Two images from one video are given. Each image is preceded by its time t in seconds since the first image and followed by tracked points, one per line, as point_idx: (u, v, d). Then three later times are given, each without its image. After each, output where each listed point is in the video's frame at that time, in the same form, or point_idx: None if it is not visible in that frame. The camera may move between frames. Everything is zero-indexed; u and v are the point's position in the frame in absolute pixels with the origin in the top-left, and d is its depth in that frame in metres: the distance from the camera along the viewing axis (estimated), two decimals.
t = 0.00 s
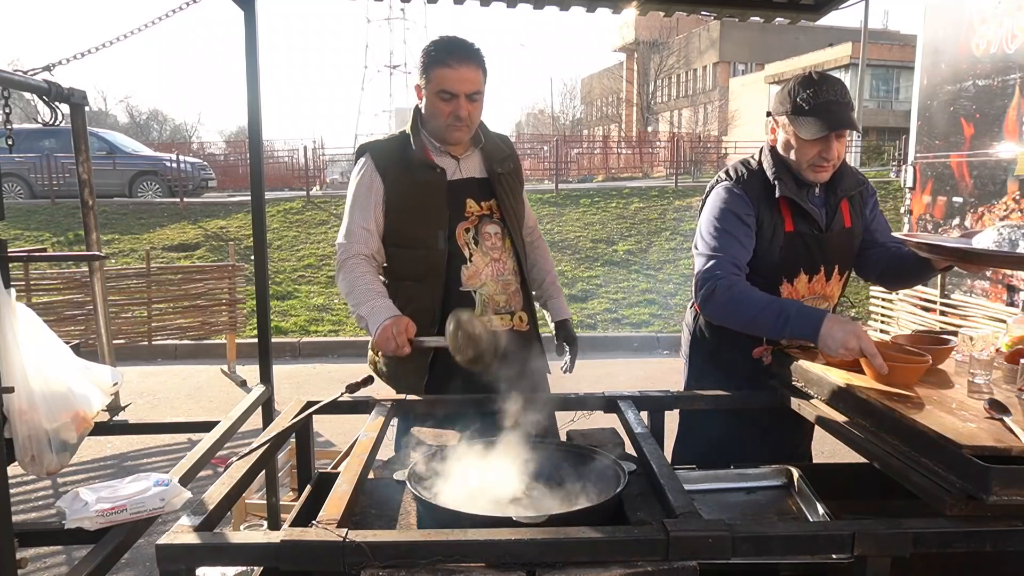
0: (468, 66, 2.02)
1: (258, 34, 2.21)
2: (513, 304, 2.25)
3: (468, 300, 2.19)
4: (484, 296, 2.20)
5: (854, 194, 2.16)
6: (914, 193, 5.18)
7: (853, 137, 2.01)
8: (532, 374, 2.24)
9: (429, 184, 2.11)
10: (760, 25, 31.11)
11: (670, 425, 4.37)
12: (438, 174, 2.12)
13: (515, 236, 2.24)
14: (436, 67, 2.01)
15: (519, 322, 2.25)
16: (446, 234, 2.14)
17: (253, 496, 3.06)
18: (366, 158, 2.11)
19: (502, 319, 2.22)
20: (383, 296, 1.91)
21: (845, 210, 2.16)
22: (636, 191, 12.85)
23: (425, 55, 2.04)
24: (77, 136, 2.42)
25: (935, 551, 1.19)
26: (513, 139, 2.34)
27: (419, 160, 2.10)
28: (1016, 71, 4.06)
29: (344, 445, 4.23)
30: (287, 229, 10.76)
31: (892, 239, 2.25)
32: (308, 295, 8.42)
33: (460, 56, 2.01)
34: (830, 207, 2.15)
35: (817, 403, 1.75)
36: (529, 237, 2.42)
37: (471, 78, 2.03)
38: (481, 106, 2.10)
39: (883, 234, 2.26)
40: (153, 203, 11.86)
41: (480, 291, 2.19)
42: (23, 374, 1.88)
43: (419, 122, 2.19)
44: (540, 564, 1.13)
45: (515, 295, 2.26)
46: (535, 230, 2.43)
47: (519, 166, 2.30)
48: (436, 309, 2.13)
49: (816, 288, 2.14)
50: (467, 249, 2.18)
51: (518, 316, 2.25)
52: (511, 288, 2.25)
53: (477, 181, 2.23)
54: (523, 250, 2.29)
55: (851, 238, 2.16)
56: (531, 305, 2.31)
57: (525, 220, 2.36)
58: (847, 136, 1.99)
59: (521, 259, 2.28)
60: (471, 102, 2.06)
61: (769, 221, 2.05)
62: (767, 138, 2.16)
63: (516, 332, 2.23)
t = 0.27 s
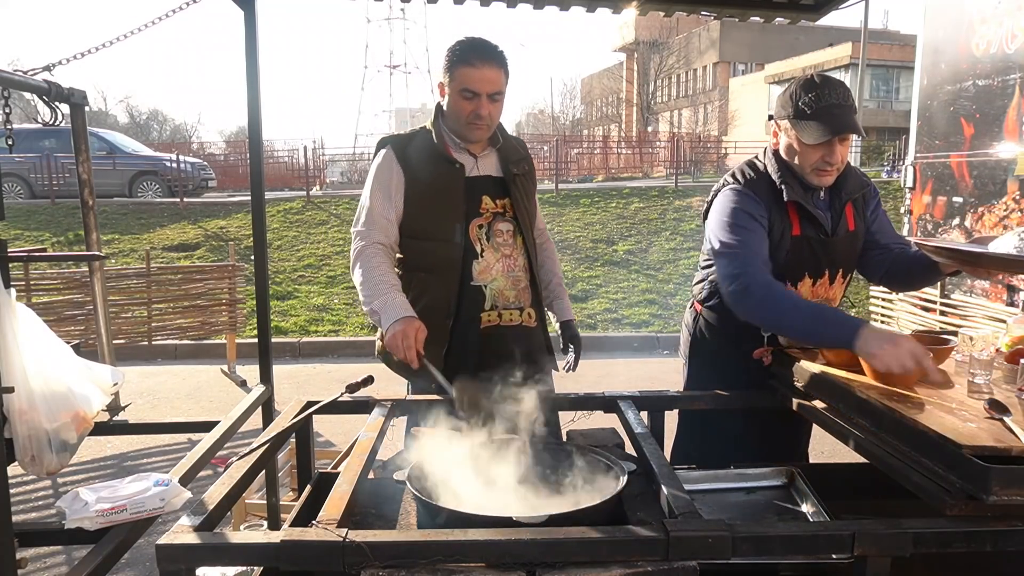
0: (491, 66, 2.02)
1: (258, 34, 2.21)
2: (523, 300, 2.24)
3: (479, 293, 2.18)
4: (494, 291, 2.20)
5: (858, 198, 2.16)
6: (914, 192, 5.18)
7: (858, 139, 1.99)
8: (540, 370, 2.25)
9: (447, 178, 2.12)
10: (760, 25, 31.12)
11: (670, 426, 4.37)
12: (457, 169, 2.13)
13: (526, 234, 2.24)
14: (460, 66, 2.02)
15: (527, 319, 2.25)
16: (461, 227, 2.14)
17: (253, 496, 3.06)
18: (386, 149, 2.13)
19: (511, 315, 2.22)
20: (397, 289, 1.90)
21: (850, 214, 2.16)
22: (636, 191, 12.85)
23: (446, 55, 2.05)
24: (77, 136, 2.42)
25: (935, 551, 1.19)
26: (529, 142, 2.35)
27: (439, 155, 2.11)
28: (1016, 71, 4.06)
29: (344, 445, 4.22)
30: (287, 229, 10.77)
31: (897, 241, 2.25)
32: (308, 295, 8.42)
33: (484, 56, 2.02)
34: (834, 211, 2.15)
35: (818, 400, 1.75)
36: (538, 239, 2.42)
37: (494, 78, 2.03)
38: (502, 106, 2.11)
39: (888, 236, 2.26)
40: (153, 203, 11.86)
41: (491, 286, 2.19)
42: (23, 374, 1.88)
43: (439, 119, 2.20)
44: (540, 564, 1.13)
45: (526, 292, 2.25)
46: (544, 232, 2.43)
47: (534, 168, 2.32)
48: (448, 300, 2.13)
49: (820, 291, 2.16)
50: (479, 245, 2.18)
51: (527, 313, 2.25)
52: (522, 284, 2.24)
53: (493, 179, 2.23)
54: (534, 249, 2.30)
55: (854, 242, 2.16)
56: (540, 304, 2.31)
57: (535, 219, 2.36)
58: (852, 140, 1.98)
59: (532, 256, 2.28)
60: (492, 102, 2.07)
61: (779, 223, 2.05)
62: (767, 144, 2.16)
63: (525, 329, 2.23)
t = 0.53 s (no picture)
0: (516, 72, 2.02)
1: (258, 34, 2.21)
2: (527, 302, 2.25)
3: (485, 294, 2.19)
4: (499, 292, 2.20)
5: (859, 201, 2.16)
6: (914, 192, 5.19)
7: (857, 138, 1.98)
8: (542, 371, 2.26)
9: (460, 178, 2.12)
10: (760, 26, 31.12)
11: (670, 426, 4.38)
12: (472, 169, 2.13)
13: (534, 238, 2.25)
14: (486, 71, 2.00)
15: (531, 321, 2.25)
16: (473, 227, 2.14)
17: (253, 496, 3.06)
18: (400, 145, 2.13)
19: (515, 317, 2.22)
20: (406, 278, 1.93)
21: (853, 217, 2.15)
22: (635, 191, 12.86)
23: (475, 56, 2.04)
24: (77, 136, 2.42)
25: (935, 552, 1.19)
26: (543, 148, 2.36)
27: (455, 155, 2.11)
28: (1016, 71, 4.06)
29: (344, 445, 4.22)
30: (287, 229, 10.77)
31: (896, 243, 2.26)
32: (308, 295, 8.42)
33: (510, 62, 2.01)
34: (840, 217, 2.13)
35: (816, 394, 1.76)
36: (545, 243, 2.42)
37: (518, 84, 2.03)
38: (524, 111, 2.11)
39: (886, 236, 2.26)
40: (153, 203, 11.86)
41: (497, 287, 2.20)
42: (23, 374, 1.88)
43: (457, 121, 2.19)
44: (540, 564, 1.13)
45: (530, 294, 2.26)
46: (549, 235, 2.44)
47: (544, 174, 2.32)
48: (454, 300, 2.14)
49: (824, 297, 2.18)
50: (487, 246, 2.18)
51: (531, 315, 2.25)
52: (527, 287, 2.24)
53: (505, 183, 2.23)
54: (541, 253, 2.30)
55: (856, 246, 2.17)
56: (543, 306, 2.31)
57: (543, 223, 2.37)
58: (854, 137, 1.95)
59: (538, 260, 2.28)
60: (516, 107, 2.06)
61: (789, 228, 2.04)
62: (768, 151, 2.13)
63: (529, 330, 2.24)
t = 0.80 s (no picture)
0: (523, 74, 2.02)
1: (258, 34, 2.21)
2: (525, 302, 2.25)
3: (482, 293, 2.19)
4: (496, 292, 2.21)
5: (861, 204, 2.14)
6: (914, 193, 5.19)
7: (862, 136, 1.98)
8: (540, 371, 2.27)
9: (458, 178, 2.12)
10: (760, 25, 31.11)
11: (670, 426, 4.38)
12: (470, 168, 2.13)
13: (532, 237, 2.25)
14: (494, 71, 1.99)
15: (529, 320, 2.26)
16: (469, 226, 2.14)
17: (253, 496, 3.06)
18: (398, 144, 2.13)
19: (512, 316, 2.22)
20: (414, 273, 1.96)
21: (853, 221, 2.14)
22: (636, 191, 12.86)
23: (483, 55, 2.02)
24: (77, 136, 2.42)
25: (935, 552, 1.19)
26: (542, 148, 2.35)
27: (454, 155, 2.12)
28: (1016, 71, 4.06)
29: (344, 445, 4.22)
30: (287, 229, 10.77)
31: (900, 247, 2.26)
32: (308, 295, 8.42)
33: (517, 64, 2.01)
34: (841, 219, 2.13)
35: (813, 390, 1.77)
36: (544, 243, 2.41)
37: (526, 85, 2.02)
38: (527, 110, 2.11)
39: (889, 240, 2.26)
40: (153, 203, 11.85)
41: (494, 286, 2.20)
42: (23, 374, 1.88)
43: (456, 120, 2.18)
44: (540, 564, 1.13)
45: (528, 294, 2.26)
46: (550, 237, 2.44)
47: (544, 173, 2.31)
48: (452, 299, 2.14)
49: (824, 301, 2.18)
50: (484, 246, 2.19)
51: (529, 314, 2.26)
52: (525, 287, 2.25)
53: (504, 182, 2.22)
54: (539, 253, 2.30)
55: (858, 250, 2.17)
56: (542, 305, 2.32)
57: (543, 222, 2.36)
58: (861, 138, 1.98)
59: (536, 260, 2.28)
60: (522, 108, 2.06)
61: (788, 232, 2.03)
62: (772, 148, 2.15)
63: (527, 330, 2.24)
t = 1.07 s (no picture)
0: (499, 65, 2.06)
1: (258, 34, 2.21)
2: (519, 300, 2.25)
3: (474, 292, 2.20)
4: (488, 290, 2.21)
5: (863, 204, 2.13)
6: (914, 193, 5.19)
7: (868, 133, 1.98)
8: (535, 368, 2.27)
9: (443, 177, 2.14)
10: (760, 25, 31.11)
11: (670, 426, 4.38)
12: (454, 167, 2.15)
13: (523, 232, 2.25)
14: (469, 64, 2.04)
15: (524, 317, 2.25)
16: (457, 224, 2.16)
17: (253, 496, 3.06)
18: (383, 147, 2.15)
19: (506, 313, 2.22)
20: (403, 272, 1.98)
21: (853, 221, 2.14)
22: (636, 191, 12.85)
23: (459, 51, 2.07)
24: (78, 136, 2.42)
25: (935, 551, 1.19)
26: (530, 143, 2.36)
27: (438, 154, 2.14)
28: (1016, 71, 4.06)
29: (344, 445, 4.23)
30: (287, 229, 10.77)
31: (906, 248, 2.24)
32: (308, 295, 8.43)
33: (492, 56, 2.06)
34: (838, 218, 2.12)
35: (805, 391, 1.84)
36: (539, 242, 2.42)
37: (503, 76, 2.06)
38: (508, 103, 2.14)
39: (895, 242, 2.23)
40: (153, 203, 11.86)
41: (486, 284, 2.21)
42: (23, 374, 1.88)
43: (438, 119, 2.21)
44: (540, 564, 1.13)
45: (522, 291, 2.26)
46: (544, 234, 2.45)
47: (533, 168, 2.32)
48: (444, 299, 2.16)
49: (823, 301, 2.17)
50: (474, 243, 2.20)
51: (523, 312, 2.25)
52: (518, 284, 2.25)
53: (491, 178, 2.24)
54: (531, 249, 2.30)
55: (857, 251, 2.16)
56: (537, 302, 2.31)
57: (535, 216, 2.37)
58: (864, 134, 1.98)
59: (528, 256, 2.28)
60: (501, 99, 2.09)
61: (780, 232, 2.04)
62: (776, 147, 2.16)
63: (521, 327, 2.23)
